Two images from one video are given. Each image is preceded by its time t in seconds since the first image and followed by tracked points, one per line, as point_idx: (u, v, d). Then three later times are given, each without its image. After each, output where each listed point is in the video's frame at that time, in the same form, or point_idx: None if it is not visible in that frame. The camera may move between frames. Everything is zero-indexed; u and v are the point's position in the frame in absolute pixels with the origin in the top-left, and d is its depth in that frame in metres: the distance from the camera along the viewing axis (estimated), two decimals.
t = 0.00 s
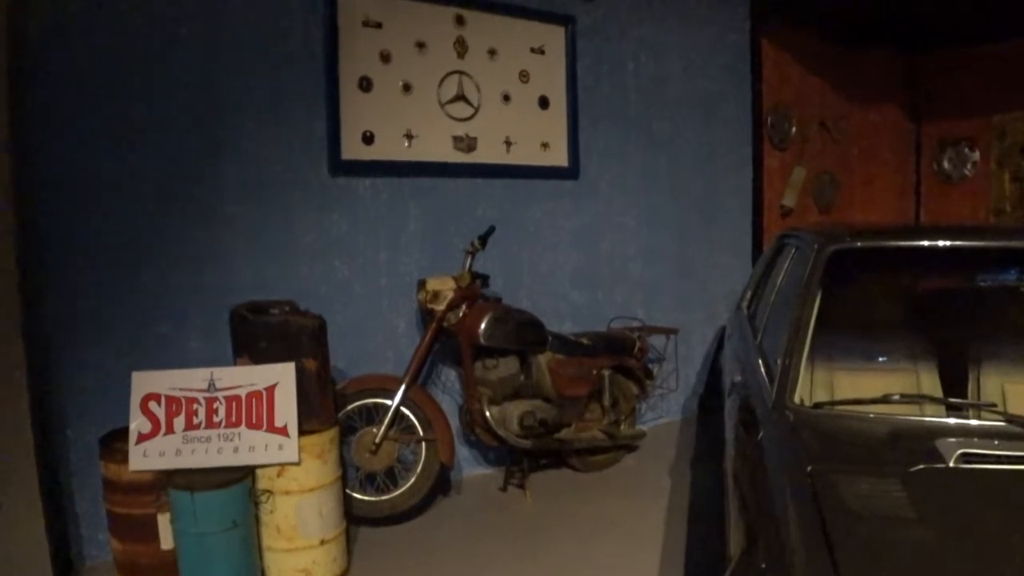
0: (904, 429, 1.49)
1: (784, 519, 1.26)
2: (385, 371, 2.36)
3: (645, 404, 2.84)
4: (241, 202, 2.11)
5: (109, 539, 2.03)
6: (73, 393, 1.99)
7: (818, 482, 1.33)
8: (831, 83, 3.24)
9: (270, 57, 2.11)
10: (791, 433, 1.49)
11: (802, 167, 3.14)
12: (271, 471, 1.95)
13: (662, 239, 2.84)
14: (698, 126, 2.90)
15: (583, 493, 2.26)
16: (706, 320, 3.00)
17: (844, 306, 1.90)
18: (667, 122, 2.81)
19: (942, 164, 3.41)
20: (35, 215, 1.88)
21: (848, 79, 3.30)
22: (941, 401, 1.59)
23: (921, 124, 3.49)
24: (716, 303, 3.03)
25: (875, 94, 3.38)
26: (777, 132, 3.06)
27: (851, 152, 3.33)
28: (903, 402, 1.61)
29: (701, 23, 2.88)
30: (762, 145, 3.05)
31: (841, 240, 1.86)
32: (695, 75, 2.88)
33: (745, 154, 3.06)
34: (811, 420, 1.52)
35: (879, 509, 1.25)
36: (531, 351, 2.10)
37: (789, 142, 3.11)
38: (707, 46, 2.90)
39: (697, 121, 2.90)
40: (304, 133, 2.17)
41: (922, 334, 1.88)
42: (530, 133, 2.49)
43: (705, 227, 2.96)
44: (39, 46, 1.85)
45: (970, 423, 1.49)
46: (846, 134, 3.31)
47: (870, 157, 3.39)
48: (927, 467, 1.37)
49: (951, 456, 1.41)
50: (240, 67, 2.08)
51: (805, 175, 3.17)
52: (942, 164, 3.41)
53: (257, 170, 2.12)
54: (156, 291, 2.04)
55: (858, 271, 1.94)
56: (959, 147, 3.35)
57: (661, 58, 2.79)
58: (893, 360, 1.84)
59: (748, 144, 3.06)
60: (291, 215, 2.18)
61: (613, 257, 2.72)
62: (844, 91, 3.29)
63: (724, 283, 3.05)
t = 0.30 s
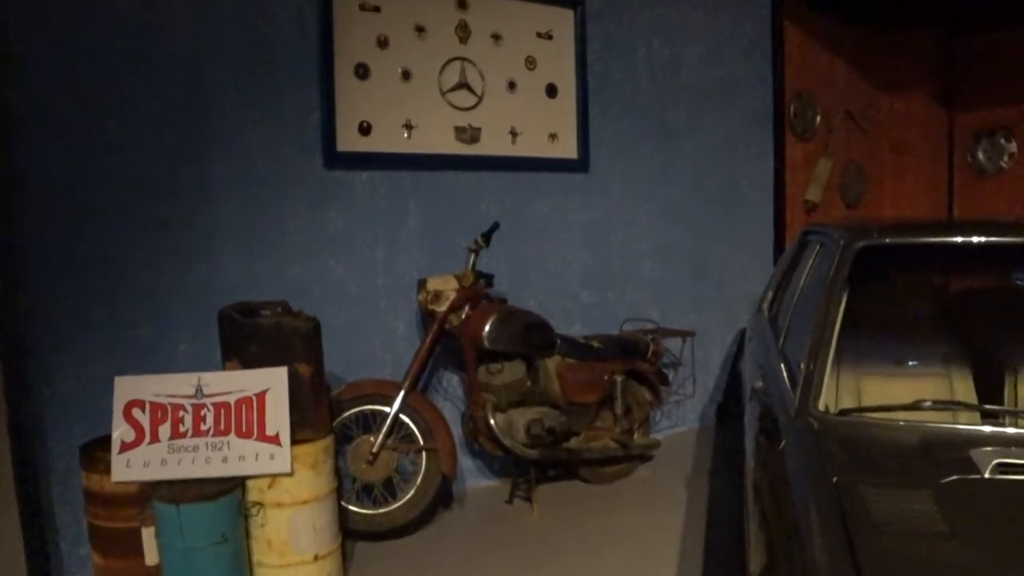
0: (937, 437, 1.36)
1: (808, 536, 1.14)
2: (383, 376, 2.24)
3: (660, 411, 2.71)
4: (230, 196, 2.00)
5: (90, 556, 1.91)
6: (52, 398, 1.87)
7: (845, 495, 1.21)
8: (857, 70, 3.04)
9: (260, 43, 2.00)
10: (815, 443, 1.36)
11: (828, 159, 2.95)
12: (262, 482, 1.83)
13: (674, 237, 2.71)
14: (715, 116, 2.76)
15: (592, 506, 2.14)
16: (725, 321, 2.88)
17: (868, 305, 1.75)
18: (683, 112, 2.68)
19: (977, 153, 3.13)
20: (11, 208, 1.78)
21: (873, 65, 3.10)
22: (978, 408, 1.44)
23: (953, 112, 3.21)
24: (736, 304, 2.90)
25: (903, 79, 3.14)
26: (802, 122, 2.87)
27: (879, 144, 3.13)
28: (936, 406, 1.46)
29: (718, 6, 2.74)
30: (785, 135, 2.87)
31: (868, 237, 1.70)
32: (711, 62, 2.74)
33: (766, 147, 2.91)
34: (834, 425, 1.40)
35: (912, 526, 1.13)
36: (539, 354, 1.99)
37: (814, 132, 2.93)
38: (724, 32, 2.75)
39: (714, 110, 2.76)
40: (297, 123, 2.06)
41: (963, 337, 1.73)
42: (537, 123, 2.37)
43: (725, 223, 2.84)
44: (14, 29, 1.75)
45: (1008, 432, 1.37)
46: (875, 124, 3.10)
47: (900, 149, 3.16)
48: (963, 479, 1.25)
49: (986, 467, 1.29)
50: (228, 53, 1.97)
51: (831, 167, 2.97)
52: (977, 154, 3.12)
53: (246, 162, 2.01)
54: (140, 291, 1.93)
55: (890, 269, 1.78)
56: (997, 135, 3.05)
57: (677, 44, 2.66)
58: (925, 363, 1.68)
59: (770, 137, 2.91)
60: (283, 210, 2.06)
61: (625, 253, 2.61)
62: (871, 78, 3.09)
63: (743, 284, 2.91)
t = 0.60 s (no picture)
0: (976, 450, 1.17)
1: (830, 555, 0.98)
2: (381, 382, 2.12)
3: (676, 420, 2.61)
4: (220, 190, 1.90)
5: (69, 573, 1.80)
6: (30, 403, 1.77)
7: (874, 514, 1.04)
8: (883, 57, 2.85)
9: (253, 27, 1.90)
10: (835, 450, 1.18)
11: (854, 152, 2.78)
12: (252, 494, 1.72)
13: (687, 235, 2.60)
14: (730, 107, 2.64)
15: (602, 520, 2.03)
16: (744, 325, 2.75)
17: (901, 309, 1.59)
18: (697, 103, 2.56)
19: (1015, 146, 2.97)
20: None
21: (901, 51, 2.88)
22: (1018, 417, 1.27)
23: (990, 99, 2.97)
24: (754, 307, 2.77)
25: (937, 65, 2.93)
26: (825, 112, 2.73)
27: (911, 136, 2.92)
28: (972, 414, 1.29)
29: None
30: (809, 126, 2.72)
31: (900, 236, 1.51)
32: (727, 49, 2.61)
33: (786, 141, 2.78)
34: (861, 437, 1.20)
35: (949, 557, 0.95)
36: (545, 358, 1.87)
37: (839, 122, 2.77)
38: (740, 18, 2.63)
39: (730, 100, 2.64)
40: (291, 113, 1.95)
41: (1012, 341, 1.57)
42: (545, 113, 2.25)
43: (744, 221, 2.71)
44: None
45: None
46: (906, 115, 2.90)
47: (932, 139, 2.95)
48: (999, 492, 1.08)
49: None
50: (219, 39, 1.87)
51: (858, 160, 2.80)
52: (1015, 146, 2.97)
53: (238, 154, 1.91)
54: (125, 290, 1.83)
55: (921, 269, 1.59)
56: None
57: (691, 32, 2.54)
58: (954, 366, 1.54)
59: (788, 130, 2.78)
60: (277, 205, 1.96)
61: (638, 251, 2.49)
62: (904, 63, 2.89)
63: (761, 286, 2.78)
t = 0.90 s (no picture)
0: (985, 453, 1.16)
1: (834, 556, 0.98)
2: (384, 383, 2.12)
3: (681, 422, 2.60)
4: (224, 190, 1.89)
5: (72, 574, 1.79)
6: (33, 404, 1.76)
7: (879, 516, 1.03)
8: (889, 57, 2.84)
9: (256, 28, 1.89)
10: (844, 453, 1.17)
11: (860, 151, 2.77)
12: (255, 495, 1.71)
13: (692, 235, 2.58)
14: (734, 107, 2.63)
15: (607, 522, 2.02)
16: (749, 325, 2.74)
17: (906, 310, 1.59)
18: (700, 103, 2.55)
19: None
20: None
21: (907, 50, 2.87)
22: None
23: (995, 98, 2.96)
24: (757, 308, 2.76)
25: (941, 66, 2.93)
26: (831, 111, 2.71)
27: (917, 136, 2.93)
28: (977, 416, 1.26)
29: None
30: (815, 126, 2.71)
31: (904, 232, 1.49)
32: (731, 49, 2.60)
33: (791, 141, 2.77)
34: (868, 439, 1.20)
35: (953, 558, 0.94)
36: (550, 360, 1.87)
37: (846, 122, 2.75)
38: (744, 18, 2.62)
39: (734, 100, 2.63)
40: (295, 113, 1.94)
41: (1020, 342, 1.56)
42: (549, 112, 2.24)
43: (749, 222, 2.70)
44: None
45: None
46: (911, 115, 2.90)
47: (936, 139, 2.95)
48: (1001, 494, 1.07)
49: None
50: (222, 39, 1.86)
51: (863, 160, 2.79)
52: None
53: (241, 154, 1.90)
54: (127, 290, 1.82)
55: (927, 270, 1.60)
56: None
57: (695, 32, 2.53)
58: (962, 368, 1.50)
59: (792, 130, 2.77)
60: (279, 206, 1.95)
61: (642, 251, 2.48)
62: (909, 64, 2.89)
63: (765, 287, 2.77)
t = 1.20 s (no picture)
0: (989, 454, 1.16)
1: (838, 557, 0.98)
2: (387, 383, 2.11)
3: (684, 422, 2.60)
4: (227, 191, 1.89)
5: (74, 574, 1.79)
6: (36, 405, 1.76)
7: (883, 517, 1.02)
8: (894, 57, 2.83)
9: (258, 28, 1.89)
10: (849, 454, 1.16)
11: (864, 151, 2.77)
12: (257, 496, 1.71)
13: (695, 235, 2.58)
14: (737, 107, 2.62)
15: (610, 522, 2.03)
16: (751, 326, 2.74)
17: (906, 310, 1.56)
18: (703, 103, 2.55)
19: None
20: None
21: (913, 50, 2.87)
22: None
23: (1001, 98, 2.98)
24: (760, 308, 2.76)
25: (948, 66, 2.92)
26: (835, 112, 2.71)
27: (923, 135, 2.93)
28: (980, 418, 1.25)
29: None
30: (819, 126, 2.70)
31: (908, 232, 1.48)
32: (734, 49, 2.60)
33: (794, 141, 2.76)
34: (872, 440, 1.20)
35: (959, 560, 0.94)
36: (553, 360, 1.88)
37: (850, 123, 2.75)
38: (748, 18, 2.62)
39: (737, 100, 2.62)
40: (297, 113, 1.94)
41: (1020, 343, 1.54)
42: (553, 113, 2.24)
43: (753, 223, 2.70)
44: None
45: None
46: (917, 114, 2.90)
47: (943, 138, 2.95)
48: (1007, 496, 1.06)
49: None
50: (225, 39, 1.86)
51: (869, 160, 2.78)
52: None
53: (244, 154, 1.90)
54: (130, 290, 1.82)
55: (929, 268, 1.54)
56: None
57: (698, 32, 2.53)
58: (966, 368, 1.53)
59: (795, 130, 2.77)
60: (282, 207, 1.95)
61: (645, 251, 2.48)
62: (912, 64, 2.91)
63: (768, 288, 2.77)
